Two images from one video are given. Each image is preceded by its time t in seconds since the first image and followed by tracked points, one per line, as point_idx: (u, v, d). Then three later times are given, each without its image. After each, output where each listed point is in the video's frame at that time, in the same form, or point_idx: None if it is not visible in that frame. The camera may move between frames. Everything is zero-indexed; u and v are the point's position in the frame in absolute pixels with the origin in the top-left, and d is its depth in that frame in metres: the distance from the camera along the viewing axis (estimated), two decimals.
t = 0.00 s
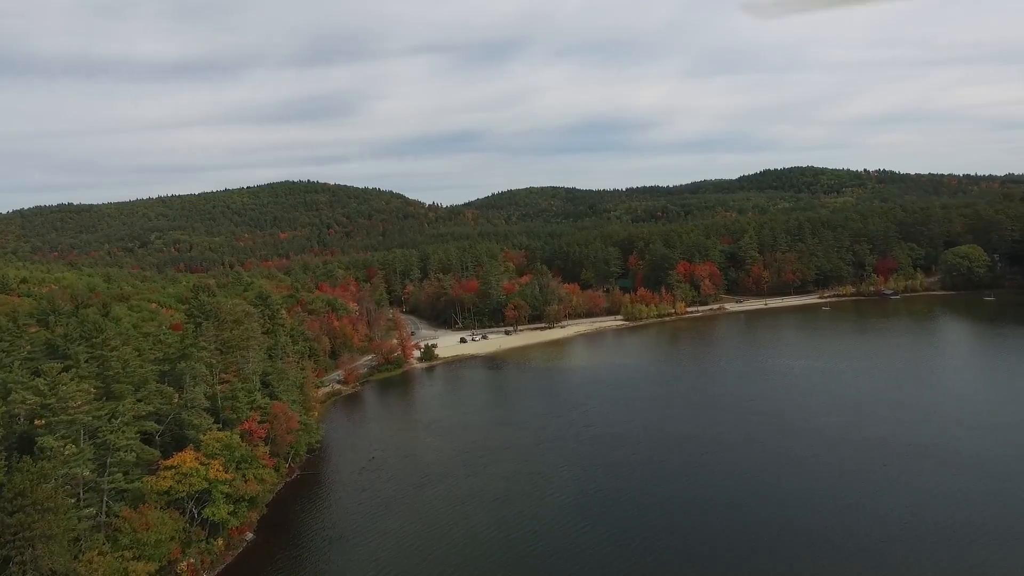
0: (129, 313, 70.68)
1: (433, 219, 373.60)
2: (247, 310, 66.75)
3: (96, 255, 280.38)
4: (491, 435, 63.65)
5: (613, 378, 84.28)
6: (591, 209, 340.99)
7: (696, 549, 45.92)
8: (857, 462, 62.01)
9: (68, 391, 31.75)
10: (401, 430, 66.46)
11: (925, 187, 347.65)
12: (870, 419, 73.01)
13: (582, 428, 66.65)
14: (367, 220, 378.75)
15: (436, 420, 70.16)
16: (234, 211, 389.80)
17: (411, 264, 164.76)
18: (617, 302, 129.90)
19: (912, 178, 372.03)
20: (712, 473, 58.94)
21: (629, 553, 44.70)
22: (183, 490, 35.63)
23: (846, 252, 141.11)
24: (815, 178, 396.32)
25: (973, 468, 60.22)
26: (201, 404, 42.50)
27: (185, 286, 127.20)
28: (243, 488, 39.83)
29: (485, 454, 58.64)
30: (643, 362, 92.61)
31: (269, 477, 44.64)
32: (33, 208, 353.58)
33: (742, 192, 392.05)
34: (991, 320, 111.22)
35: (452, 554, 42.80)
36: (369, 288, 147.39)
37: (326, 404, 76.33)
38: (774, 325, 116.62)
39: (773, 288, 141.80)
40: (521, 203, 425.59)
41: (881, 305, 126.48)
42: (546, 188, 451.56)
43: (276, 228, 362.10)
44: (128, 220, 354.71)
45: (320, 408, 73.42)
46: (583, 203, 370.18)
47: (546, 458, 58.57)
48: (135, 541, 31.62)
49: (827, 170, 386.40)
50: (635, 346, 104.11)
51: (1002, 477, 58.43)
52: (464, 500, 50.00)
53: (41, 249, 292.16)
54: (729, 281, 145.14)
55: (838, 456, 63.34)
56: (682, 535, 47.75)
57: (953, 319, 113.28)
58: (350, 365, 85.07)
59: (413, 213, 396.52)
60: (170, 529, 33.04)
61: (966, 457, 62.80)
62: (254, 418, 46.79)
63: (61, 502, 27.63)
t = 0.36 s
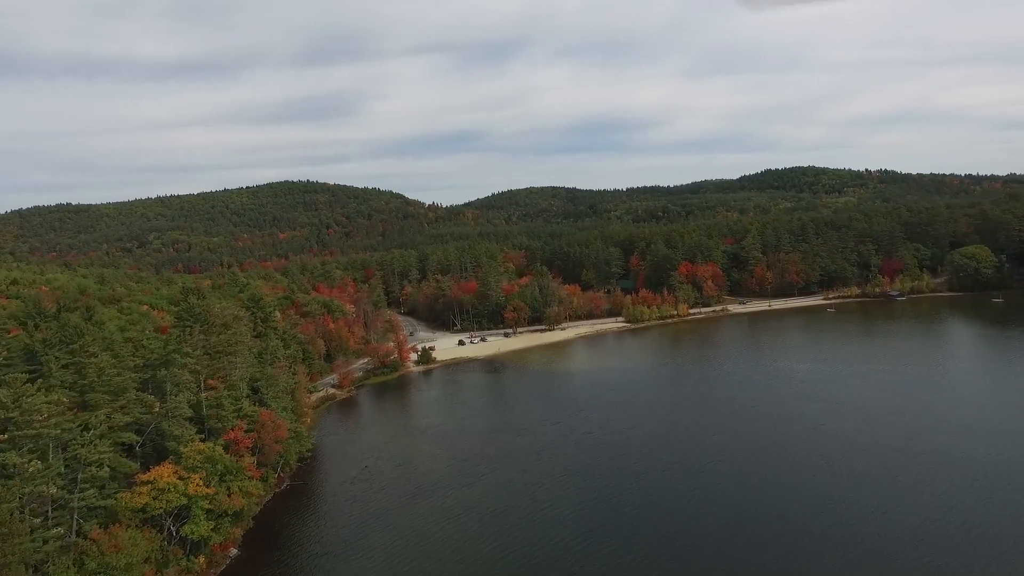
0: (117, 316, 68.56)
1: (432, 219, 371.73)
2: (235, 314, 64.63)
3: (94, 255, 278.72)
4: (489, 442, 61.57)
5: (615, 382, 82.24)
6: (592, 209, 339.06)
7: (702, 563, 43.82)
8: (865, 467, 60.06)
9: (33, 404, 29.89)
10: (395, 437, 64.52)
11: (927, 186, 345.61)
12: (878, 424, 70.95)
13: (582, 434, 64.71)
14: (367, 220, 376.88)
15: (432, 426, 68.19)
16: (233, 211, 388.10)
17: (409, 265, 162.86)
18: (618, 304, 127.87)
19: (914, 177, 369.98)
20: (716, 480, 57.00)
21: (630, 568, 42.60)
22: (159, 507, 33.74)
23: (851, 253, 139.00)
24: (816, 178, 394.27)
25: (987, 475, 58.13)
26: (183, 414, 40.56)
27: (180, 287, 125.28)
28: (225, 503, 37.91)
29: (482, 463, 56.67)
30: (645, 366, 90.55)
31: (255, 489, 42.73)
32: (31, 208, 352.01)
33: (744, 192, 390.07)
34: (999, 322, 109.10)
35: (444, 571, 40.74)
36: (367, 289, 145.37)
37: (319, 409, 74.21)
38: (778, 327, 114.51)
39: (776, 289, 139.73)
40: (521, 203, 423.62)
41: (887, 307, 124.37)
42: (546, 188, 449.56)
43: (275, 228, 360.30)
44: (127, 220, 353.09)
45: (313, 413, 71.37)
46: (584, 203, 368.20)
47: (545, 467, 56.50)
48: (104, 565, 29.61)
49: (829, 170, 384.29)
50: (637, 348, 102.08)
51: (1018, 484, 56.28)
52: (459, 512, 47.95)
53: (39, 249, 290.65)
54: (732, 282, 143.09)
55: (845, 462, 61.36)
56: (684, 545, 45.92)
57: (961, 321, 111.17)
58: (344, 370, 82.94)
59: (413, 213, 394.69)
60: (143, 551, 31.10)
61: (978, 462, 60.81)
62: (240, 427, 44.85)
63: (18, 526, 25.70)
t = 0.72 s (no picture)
0: (103, 319, 66.54)
1: (432, 219, 369.74)
2: (224, 317, 62.66)
3: (92, 255, 276.86)
4: (485, 449, 59.52)
5: (615, 386, 80.24)
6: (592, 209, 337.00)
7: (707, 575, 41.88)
8: (874, 473, 58.17)
9: None
10: (389, 444, 62.55)
11: (929, 186, 343.56)
12: (886, 428, 68.96)
13: (581, 440, 62.82)
14: (366, 220, 375.01)
15: (427, 432, 66.24)
16: (232, 211, 386.24)
17: (408, 265, 161.02)
18: (619, 305, 125.87)
19: (915, 177, 368.06)
20: (719, 488, 55.12)
21: None
22: (133, 524, 32.02)
23: (856, 253, 136.89)
24: (817, 177, 392.13)
25: (1001, 480, 56.11)
26: (163, 423, 38.67)
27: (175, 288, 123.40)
28: (205, 518, 36.10)
29: (478, 471, 54.76)
30: (647, 369, 88.53)
31: (240, 502, 40.85)
32: (29, 208, 350.26)
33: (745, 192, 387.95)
34: (1007, 323, 107.05)
35: None
36: (365, 290, 143.29)
37: (312, 415, 72.21)
38: (782, 329, 112.49)
39: (780, 290, 137.65)
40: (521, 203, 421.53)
41: (892, 308, 122.26)
42: (546, 188, 447.35)
43: (274, 228, 358.47)
44: (125, 220, 351.31)
45: (305, 419, 69.36)
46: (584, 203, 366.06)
47: (543, 476, 54.46)
48: None
49: (830, 170, 382.07)
50: (638, 351, 100.06)
51: None
52: (453, 525, 45.96)
53: (37, 249, 289.00)
54: (734, 283, 141.09)
55: (853, 467, 59.46)
56: (686, 556, 44.12)
57: (968, 323, 109.13)
58: (338, 373, 80.93)
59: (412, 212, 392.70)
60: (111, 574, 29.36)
61: (990, 467, 58.87)
62: (225, 436, 42.90)
63: None
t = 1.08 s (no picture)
0: (88, 322, 64.58)
1: (431, 219, 367.72)
2: (211, 321, 60.69)
3: (89, 255, 274.81)
4: (482, 457, 57.45)
5: (616, 390, 78.10)
6: (593, 209, 334.89)
7: None
8: (883, 482, 56.17)
9: None
10: (383, 451, 60.45)
11: (931, 185, 341.46)
12: (894, 434, 66.91)
13: (581, 447, 60.80)
14: (365, 220, 372.96)
15: (423, 438, 64.14)
16: (231, 211, 384.09)
17: (405, 265, 159.02)
18: (620, 306, 123.89)
19: (917, 177, 365.99)
20: (723, 497, 53.11)
21: None
22: (102, 545, 30.22)
23: (860, 253, 134.89)
24: (818, 177, 390.07)
25: (1016, 490, 54.15)
26: (140, 434, 36.68)
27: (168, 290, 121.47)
28: (181, 536, 34.35)
29: (473, 480, 52.70)
30: (648, 372, 86.37)
31: (221, 516, 38.95)
32: (26, 208, 348.23)
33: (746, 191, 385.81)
34: (1015, 325, 105.06)
35: None
36: (362, 290, 141.25)
37: (305, 420, 70.24)
38: (785, 330, 110.57)
39: (782, 291, 135.46)
40: (521, 203, 419.38)
41: (897, 309, 120.31)
42: (546, 188, 445.27)
43: (273, 228, 356.35)
44: (123, 220, 349.10)
45: (297, 425, 67.43)
46: (584, 203, 363.90)
47: (541, 486, 52.47)
48: None
49: (831, 169, 380.01)
50: (640, 353, 97.92)
51: None
52: (446, 540, 43.87)
53: (34, 249, 286.92)
54: (736, 283, 139.12)
55: (862, 476, 57.42)
56: (688, 571, 42.17)
57: (975, 325, 107.19)
58: (332, 377, 78.98)
59: (412, 212, 390.52)
60: None
61: (1004, 477, 56.81)
62: (208, 446, 40.95)
63: None
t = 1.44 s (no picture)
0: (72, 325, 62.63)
1: (431, 219, 365.52)
2: (196, 325, 58.55)
3: (86, 255, 272.44)
4: (477, 465, 55.23)
5: (618, 395, 75.92)
6: (593, 209, 332.66)
7: None
8: (894, 488, 54.02)
9: None
10: (375, 457, 58.31)
11: (933, 185, 338.88)
12: (904, 438, 64.76)
13: (581, 454, 58.71)
14: (364, 220, 370.68)
15: (417, 444, 61.95)
16: (229, 211, 381.87)
17: (403, 265, 156.78)
18: (620, 307, 121.74)
19: (919, 177, 363.47)
20: (727, 505, 51.05)
21: None
22: (62, 567, 29.10)
23: (864, 253, 132.68)
24: (819, 177, 387.56)
25: None
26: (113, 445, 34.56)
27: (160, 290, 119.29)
28: (152, 555, 32.95)
29: (468, 490, 50.52)
30: (650, 376, 84.16)
31: (200, 531, 36.98)
32: (24, 207, 345.86)
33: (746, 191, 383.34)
34: None
35: None
36: (359, 291, 138.96)
37: (296, 425, 68.04)
38: (789, 332, 108.40)
39: (786, 292, 132.96)
40: (521, 203, 416.94)
41: (903, 310, 118.11)
42: (546, 188, 442.83)
43: (271, 228, 353.99)
44: (121, 220, 346.75)
45: (287, 431, 65.23)
46: (584, 203, 361.44)
47: (539, 496, 50.34)
48: None
49: (832, 169, 377.52)
50: (641, 356, 95.78)
51: None
52: (438, 555, 41.75)
53: (31, 249, 284.65)
54: (739, 284, 136.93)
55: (872, 483, 55.25)
56: None
57: (983, 326, 105.04)
58: (325, 381, 76.74)
59: (410, 212, 388.12)
60: None
61: (1018, 483, 54.70)
62: (188, 457, 38.86)
63: None
